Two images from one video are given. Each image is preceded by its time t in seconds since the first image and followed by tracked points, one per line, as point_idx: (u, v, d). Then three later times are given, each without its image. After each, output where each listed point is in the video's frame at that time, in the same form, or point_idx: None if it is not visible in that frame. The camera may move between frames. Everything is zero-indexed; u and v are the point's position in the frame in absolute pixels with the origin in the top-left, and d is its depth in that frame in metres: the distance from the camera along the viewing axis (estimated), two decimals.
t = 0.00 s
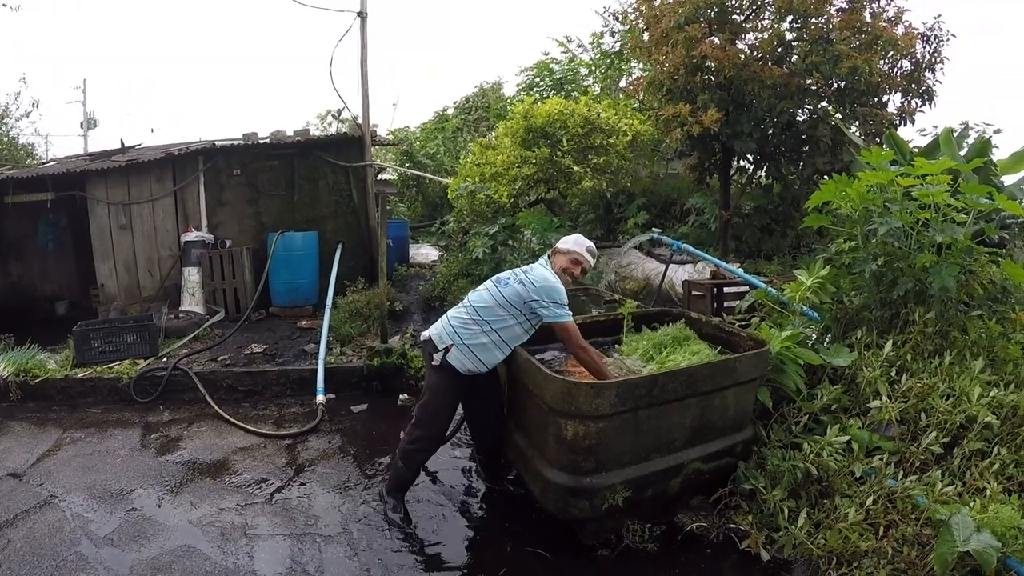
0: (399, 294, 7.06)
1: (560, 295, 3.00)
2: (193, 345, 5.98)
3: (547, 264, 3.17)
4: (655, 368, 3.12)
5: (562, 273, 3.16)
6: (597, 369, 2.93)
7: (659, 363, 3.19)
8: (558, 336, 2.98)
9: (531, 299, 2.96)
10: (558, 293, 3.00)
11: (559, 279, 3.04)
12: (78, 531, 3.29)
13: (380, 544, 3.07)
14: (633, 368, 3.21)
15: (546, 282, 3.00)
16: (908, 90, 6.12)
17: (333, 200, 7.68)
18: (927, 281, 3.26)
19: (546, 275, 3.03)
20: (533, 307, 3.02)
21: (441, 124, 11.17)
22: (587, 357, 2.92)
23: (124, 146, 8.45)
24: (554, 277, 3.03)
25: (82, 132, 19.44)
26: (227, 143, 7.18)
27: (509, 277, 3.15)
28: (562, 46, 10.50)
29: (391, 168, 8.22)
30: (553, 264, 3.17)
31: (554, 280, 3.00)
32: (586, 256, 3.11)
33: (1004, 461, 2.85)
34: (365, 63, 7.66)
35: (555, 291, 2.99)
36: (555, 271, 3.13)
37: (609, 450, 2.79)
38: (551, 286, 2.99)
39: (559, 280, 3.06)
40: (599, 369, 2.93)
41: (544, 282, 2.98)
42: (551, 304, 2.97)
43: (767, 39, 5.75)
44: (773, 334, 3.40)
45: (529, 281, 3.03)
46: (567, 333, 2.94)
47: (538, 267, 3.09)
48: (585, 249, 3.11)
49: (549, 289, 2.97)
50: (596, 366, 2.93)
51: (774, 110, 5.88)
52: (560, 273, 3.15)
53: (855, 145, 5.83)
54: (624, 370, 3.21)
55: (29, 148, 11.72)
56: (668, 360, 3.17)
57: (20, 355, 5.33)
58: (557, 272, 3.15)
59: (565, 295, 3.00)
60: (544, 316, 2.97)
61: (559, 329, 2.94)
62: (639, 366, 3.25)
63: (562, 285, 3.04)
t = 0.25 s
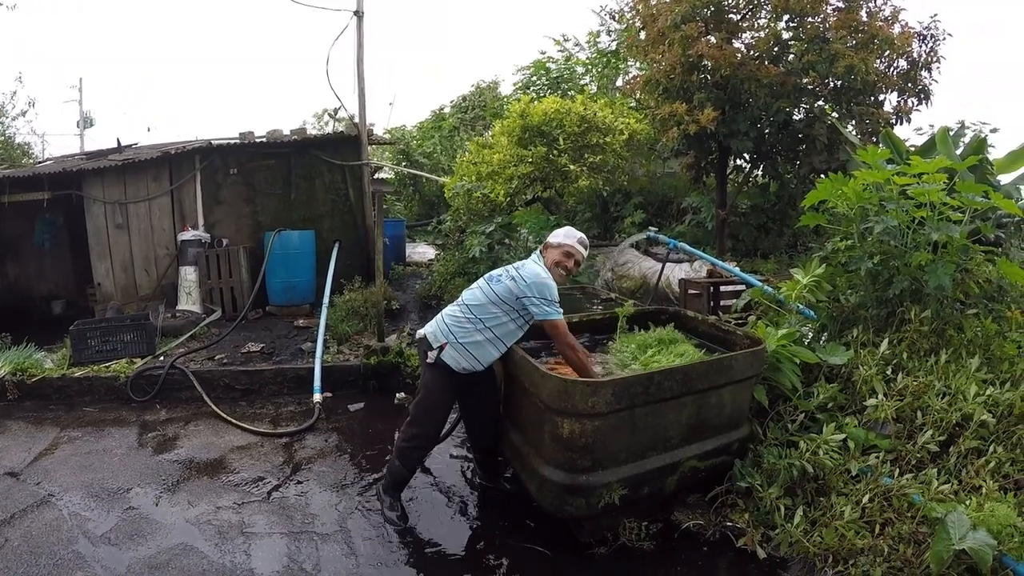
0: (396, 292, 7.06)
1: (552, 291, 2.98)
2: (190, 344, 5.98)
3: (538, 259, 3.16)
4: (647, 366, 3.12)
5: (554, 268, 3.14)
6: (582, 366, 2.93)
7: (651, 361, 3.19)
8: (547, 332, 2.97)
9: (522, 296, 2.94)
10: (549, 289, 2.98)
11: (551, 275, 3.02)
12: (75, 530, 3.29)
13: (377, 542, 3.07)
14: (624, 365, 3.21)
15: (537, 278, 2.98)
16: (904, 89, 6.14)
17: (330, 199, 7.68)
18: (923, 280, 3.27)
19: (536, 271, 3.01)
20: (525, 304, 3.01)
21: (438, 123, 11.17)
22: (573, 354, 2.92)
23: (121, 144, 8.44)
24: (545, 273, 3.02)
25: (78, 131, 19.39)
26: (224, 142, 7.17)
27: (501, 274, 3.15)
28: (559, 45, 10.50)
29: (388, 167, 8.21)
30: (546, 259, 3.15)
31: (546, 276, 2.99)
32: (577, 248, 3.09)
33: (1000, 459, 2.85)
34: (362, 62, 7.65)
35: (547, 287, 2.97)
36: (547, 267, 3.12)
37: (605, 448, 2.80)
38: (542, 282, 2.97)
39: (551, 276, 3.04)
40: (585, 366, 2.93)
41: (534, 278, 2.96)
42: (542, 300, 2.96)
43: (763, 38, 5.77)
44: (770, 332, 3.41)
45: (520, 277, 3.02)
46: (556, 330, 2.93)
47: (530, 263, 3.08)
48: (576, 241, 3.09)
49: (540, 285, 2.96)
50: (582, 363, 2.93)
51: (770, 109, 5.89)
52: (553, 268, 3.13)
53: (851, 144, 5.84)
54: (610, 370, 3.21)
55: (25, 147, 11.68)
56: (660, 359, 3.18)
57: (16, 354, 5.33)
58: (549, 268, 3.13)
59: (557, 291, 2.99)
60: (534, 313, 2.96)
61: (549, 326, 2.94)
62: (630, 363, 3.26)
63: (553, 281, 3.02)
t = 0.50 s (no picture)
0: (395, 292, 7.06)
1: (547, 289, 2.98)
2: (189, 343, 5.98)
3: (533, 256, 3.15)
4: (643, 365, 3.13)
5: (549, 266, 3.15)
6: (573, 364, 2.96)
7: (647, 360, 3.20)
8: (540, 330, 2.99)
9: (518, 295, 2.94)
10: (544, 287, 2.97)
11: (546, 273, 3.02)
12: (75, 530, 3.29)
13: (377, 542, 3.07)
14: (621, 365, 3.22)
15: (532, 277, 2.98)
16: (904, 88, 6.14)
17: (329, 198, 7.67)
18: (922, 279, 3.27)
19: (532, 269, 3.01)
20: (521, 302, 3.01)
21: (437, 122, 11.17)
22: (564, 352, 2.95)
23: (120, 144, 8.43)
24: (541, 271, 3.01)
25: (77, 131, 19.38)
26: (223, 141, 7.17)
27: (498, 273, 3.15)
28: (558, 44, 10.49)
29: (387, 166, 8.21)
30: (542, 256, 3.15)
31: (542, 275, 2.98)
32: (575, 244, 3.10)
33: (1000, 458, 2.85)
34: (361, 61, 7.65)
35: (542, 285, 2.97)
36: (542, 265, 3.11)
37: (605, 447, 2.80)
38: (537, 281, 2.96)
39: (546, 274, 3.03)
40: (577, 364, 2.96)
41: (529, 277, 2.96)
42: (538, 299, 2.96)
43: (762, 37, 5.77)
44: (769, 331, 3.41)
45: (516, 276, 3.02)
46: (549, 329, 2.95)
47: (526, 262, 3.08)
48: (573, 236, 3.10)
49: (536, 283, 2.96)
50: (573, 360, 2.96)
51: (770, 108, 5.89)
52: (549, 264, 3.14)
53: (851, 143, 5.83)
54: (603, 371, 3.21)
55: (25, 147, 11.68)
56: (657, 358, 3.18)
57: (15, 354, 5.32)
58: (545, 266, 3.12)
59: (553, 290, 2.98)
60: (530, 312, 2.95)
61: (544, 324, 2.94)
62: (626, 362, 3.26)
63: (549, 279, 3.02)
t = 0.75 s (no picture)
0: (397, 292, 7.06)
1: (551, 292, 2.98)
2: (191, 342, 5.98)
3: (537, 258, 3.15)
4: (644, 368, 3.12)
5: (553, 269, 3.15)
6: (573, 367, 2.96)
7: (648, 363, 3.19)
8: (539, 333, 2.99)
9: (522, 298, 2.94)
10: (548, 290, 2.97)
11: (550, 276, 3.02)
12: (75, 527, 3.29)
13: (377, 542, 3.07)
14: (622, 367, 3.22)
15: (536, 279, 2.97)
16: (907, 93, 6.13)
17: (332, 197, 7.68)
18: (924, 284, 3.27)
19: (535, 272, 3.01)
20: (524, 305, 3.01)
21: (440, 123, 11.17)
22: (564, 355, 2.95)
23: (123, 142, 8.44)
24: (545, 274, 3.01)
25: (81, 129, 19.42)
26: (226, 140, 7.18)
27: (501, 275, 3.15)
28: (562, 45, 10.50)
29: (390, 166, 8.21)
30: (547, 258, 3.14)
31: (545, 277, 2.98)
32: (584, 255, 3.14)
33: (1000, 463, 2.85)
34: (365, 62, 7.66)
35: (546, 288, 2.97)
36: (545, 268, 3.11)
37: (606, 450, 2.80)
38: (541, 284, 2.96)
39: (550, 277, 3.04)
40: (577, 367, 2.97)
41: (533, 280, 2.96)
42: (542, 302, 2.96)
43: (766, 41, 5.77)
44: (771, 334, 3.41)
45: (519, 278, 3.02)
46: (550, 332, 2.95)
47: (529, 264, 3.08)
48: (584, 247, 3.13)
49: (539, 286, 2.95)
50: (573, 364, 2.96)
51: (773, 112, 5.89)
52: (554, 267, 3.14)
53: (854, 147, 5.83)
54: (600, 373, 3.20)
55: (28, 145, 11.69)
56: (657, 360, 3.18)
57: (17, 351, 5.33)
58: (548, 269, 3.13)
59: (556, 292, 2.98)
60: (532, 315, 2.95)
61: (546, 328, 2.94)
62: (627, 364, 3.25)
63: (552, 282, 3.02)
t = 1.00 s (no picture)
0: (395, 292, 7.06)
1: (549, 289, 2.99)
2: (189, 342, 5.97)
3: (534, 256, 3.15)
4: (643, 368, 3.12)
5: (550, 268, 3.17)
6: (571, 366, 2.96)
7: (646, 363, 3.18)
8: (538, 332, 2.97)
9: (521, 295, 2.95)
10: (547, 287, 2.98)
11: (548, 273, 3.03)
12: (73, 528, 3.29)
13: (375, 542, 3.07)
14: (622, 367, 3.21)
15: (534, 277, 2.98)
16: (905, 93, 6.14)
17: (330, 197, 7.68)
18: (922, 283, 3.28)
19: (533, 269, 3.01)
20: (522, 303, 3.01)
21: (438, 123, 11.17)
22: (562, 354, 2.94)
23: (121, 142, 8.43)
24: (542, 271, 3.02)
25: (78, 128, 19.37)
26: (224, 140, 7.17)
27: (499, 273, 3.15)
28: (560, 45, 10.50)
29: (388, 166, 8.21)
30: (546, 257, 3.14)
31: (543, 275, 2.99)
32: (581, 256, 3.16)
33: (998, 463, 2.86)
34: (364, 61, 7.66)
35: (545, 286, 2.98)
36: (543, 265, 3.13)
37: (604, 449, 2.80)
38: (539, 281, 2.97)
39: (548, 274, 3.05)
40: (576, 367, 2.95)
41: (532, 277, 2.97)
42: (541, 299, 2.96)
43: (764, 41, 5.77)
44: (768, 334, 3.42)
45: (517, 276, 3.02)
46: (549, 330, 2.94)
47: (527, 262, 3.08)
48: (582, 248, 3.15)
49: (538, 283, 2.96)
50: (573, 363, 2.95)
51: (771, 112, 5.89)
52: (553, 267, 3.15)
53: (852, 147, 5.84)
54: (596, 373, 3.19)
55: (25, 144, 11.66)
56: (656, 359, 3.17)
57: (15, 351, 5.32)
58: (545, 266, 3.14)
59: (554, 289, 2.99)
60: (531, 312, 2.95)
61: (545, 327, 2.93)
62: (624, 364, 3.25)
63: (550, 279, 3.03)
